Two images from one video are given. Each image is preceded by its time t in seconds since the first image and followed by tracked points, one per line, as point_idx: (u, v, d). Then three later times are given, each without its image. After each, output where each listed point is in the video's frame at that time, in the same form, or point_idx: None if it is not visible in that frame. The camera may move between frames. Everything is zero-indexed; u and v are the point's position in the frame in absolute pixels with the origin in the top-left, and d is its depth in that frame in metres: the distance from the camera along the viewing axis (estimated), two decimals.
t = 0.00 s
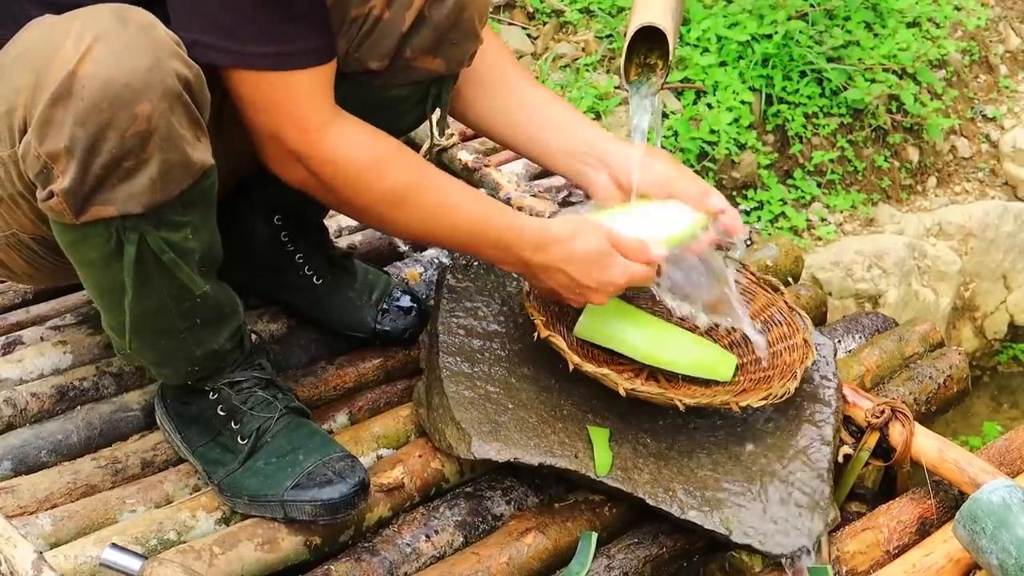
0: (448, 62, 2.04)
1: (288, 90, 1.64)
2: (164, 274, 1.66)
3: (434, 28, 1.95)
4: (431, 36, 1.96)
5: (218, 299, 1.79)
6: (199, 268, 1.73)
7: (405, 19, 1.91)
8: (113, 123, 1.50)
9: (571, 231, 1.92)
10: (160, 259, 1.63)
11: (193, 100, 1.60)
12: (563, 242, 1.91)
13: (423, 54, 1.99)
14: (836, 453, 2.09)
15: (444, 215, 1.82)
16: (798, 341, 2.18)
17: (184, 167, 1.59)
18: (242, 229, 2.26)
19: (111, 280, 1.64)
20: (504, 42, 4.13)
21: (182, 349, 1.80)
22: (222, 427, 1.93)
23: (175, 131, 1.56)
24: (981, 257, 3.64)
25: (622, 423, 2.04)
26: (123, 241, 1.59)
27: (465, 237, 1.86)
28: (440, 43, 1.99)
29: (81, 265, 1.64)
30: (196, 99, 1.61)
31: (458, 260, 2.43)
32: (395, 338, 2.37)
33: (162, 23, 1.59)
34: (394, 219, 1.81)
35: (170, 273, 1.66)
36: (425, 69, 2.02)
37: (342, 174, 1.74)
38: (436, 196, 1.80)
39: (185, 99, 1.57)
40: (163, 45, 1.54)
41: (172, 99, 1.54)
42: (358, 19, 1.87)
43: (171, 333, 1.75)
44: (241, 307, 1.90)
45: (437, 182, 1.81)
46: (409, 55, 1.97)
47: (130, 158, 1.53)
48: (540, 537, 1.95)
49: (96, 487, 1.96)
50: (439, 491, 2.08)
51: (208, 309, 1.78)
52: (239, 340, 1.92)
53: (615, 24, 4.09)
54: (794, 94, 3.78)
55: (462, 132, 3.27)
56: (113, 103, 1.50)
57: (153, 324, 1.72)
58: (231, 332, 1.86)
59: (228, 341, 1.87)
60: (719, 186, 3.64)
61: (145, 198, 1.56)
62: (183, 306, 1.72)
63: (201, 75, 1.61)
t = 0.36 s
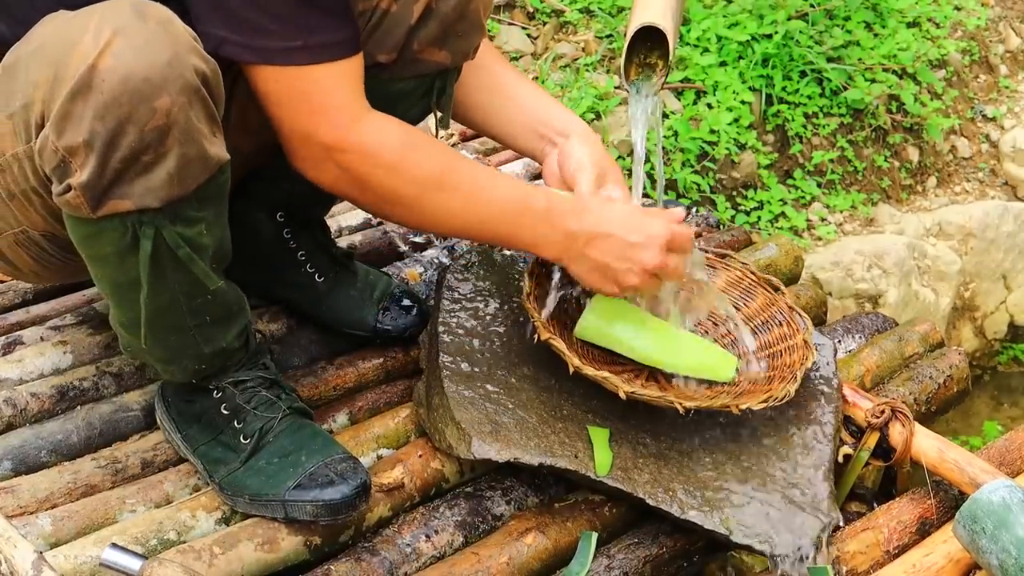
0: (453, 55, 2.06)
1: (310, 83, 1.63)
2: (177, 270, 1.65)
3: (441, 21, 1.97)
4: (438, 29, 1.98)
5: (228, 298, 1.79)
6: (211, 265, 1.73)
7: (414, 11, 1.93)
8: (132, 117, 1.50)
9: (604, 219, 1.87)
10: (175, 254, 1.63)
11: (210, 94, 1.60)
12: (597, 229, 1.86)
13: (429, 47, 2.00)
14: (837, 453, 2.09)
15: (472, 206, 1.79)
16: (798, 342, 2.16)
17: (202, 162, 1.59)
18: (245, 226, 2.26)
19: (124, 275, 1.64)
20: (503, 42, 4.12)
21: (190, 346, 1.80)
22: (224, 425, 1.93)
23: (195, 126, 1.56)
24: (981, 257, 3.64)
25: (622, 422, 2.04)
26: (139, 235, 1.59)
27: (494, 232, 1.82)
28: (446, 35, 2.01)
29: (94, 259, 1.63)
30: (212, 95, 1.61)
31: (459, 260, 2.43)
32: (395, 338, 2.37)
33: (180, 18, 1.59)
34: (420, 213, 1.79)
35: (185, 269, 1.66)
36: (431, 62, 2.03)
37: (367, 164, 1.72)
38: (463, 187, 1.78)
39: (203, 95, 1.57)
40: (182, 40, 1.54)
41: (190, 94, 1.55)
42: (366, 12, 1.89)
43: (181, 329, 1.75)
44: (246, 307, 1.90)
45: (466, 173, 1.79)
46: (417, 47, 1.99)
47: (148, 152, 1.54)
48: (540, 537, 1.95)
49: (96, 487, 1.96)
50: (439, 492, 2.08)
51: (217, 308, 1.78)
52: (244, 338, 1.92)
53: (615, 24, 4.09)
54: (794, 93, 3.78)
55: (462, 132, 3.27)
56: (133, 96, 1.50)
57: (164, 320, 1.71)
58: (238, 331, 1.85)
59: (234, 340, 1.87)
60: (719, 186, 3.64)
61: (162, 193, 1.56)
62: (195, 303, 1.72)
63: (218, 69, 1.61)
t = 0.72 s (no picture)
0: (455, 57, 2.05)
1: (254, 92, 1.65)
2: (176, 269, 1.66)
3: (444, 23, 1.96)
4: (440, 30, 1.97)
5: (227, 297, 1.79)
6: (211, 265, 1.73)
7: (416, 13, 1.92)
8: (131, 117, 1.50)
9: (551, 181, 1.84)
10: (174, 253, 1.63)
11: (211, 96, 1.57)
12: (545, 193, 1.84)
13: (431, 49, 2.00)
14: (836, 452, 2.10)
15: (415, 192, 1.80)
16: (797, 342, 2.14)
17: (201, 162, 1.58)
18: (247, 225, 2.26)
19: (122, 275, 1.64)
20: (503, 42, 4.10)
21: (190, 346, 1.80)
22: (224, 425, 1.93)
23: (193, 127, 1.55)
24: (981, 257, 3.64)
25: (622, 423, 2.04)
26: (138, 235, 1.59)
27: (448, 214, 1.83)
28: (448, 36, 2.00)
29: (93, 259, 1.63)
30: (211, 99, 1.58)
31: (458, 259, 2.43)
32: (395, 337, 2.37)
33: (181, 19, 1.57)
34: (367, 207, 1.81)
35: (183, 268, 1.66)
36: (434, 64, 2.03)
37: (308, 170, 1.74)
38: (399, 177, 1.79)
39: (202, 95, 1.54)
40: (181, 40, 1.52)
41: (189, 94, 1.53)
42: (369, 14, 1.88)
43: (180, 329, 1.75)
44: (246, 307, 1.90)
45: (402, 161, 1.80)
46: (419, 50, 1.99)
47: (145, 152, 1.54)
48: (540, 537, 1.95)
49: (96, 487, 1.96)
50: (439, 491, 2.08)
51: (216, 307, 1.78)
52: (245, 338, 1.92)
53: (615, 24, 4.09)
54: (794, 93, 3.78)
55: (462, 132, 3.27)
56: (131, 96, 1.49)
57: (162, 319, 1.71)
58: (237, 331, 1.86)
59: (234, 340, 1.87)
60: (719, 186, 3.64)
61: (160, 192, 1.56)
62: (194, 303, 1.72)
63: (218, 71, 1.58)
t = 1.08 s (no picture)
0: (453, 63, 2.07)
1: (236, 99, 1.68)
2: (160, 268, 1.65)
3: (441, 28, 1.97)
4: (438, 36, 1.98)
5: (216, 295, 1.78)
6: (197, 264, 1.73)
7: (414, 18, 1.93)
8: (105, 115, 1.50)
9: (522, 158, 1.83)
10: (155, 252, 1.63)
11: (189, 95, 1.58)
12: (521, 167, 1.83)
13: (428, 54, 2.00)
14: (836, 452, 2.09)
15: (392, 179, 1.82)
16: (794, 335, 2.14)
17: (178, 160, 1.57)
18: (246, 227, 2.25)
19: (106, 275, 1.64)
20: (503, 42, 4.10)
21: (181, 345, 1.79)
22: (224, 425, 1.93)
23: (168, 125, 1.55)
24: (981, 257, 3.64)
25: (621, 424, 2.04)
26: (119, 234, 1.59)
27: (428, 196, 1.86)
28: (447, 42, 2.02)
29: (77, 260, 1.64)
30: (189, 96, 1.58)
31: (458, 259, 2.43)
32: (395, 338, 2.37)
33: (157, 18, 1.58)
34: (350, 198, 1.84)
35: (166, 267, 1.66)
36: (431, 69, 2.04)
37: (289, 168, 1.77)
38: (378, 166, 1.82)
39: (176, 93, 1.54)
40: (155, 38, 1.53)
41: (163, 92, 1.53)
42: (368, 17, 1.88)
43: (169, 329, 1.75)
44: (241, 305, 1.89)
45: (377, 150, 1.83)
46: (416, 55, 1.99)
47: (121, 150, 1.53)
48: (540, 537, 1.95)
49: (96, 487, 1.96)
50: (439, 491, 2.08)
51: (206, 306, 1.77)
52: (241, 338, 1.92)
53: (615, 24, 4.09)
54: (794, 93, 3.78)
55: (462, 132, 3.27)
56: (105, 96, 1.50)
57: (150, 319, 1.71)
58: (230, 329, 1.85)
59: (229, 338, 1.87)
60: (719, 186, 3.64)
61: (137, 191, 1.56)
62: (181, 301, 1.72)
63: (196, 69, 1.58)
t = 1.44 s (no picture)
0: (454, 67, 2.06)
1: (231, 100, 1.68)
2: (156, 267, 1.65)
3: (441, 32, 1.98)
4: (438, 39, 1.98)
5: (213, 295, 1.78)
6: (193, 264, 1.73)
7: (415, 20, 1.94)
8: (98, 115, 1.50)
9: (515, 157, 1.81)
10: (150, 252, 1.63)
11: (184, 96, 1.58)
12: (514, 164, 1.82)
13: (429, 58, 2.01)
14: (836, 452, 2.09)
15: (387, 178, 1.83)
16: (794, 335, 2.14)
17: (172, 160, 1.57)
18: (246, 227, 2.25)
19: (103, 274, 1.64)
20: (503, 41, 4.10)
21: (179, 345, 1.79)
22: (223, 426, 1.93)
23: (161, 125, 1.55)
24: (981, 257, 3.63)
25: (621, 424, 2.04)
26: (114, 234, 1.59)
27: (423, 194, 1.86)
28: (447, 46, 2.02)
29: (73, 260, 1.64)
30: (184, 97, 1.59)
31: (458, 259, 2.43)
32: (395, 338, 2.37)
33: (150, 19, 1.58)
34: (348, 197, 1.84)
35: (162, 267, 1.66)
36: (433, 72, 2.04)
37: (285, 169, 1.77)
38: (373, 165, 1.82)
39: (170, 93, 1.55)
40: (149, 39, 1.53)
41: (156, 92, 1.53)
42: (368, 20, 1.90)
43: (167, 328, 1.75)
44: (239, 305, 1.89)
45: (372, 148, 1.83)
46: (416, 58, 1.99)
47: (115, 150, 1.53)
48: (540, 537, 1.95)
49: (96, 487, 1.96)
50: (440, 491, 2.08)
51: (203, 305, 1.77)
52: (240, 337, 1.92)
53: (615, 24, 4.09)
54: (794, 93, 3.78)
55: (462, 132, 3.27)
56: (98, 96, 1.50)
57: (147, 318, 1.71)
58: (229, 329, 1.85)
59: (228, 338, 1.87)
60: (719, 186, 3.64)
61: (131, 191, 1.56)
62: (178, 301, 1.72)
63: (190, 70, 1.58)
